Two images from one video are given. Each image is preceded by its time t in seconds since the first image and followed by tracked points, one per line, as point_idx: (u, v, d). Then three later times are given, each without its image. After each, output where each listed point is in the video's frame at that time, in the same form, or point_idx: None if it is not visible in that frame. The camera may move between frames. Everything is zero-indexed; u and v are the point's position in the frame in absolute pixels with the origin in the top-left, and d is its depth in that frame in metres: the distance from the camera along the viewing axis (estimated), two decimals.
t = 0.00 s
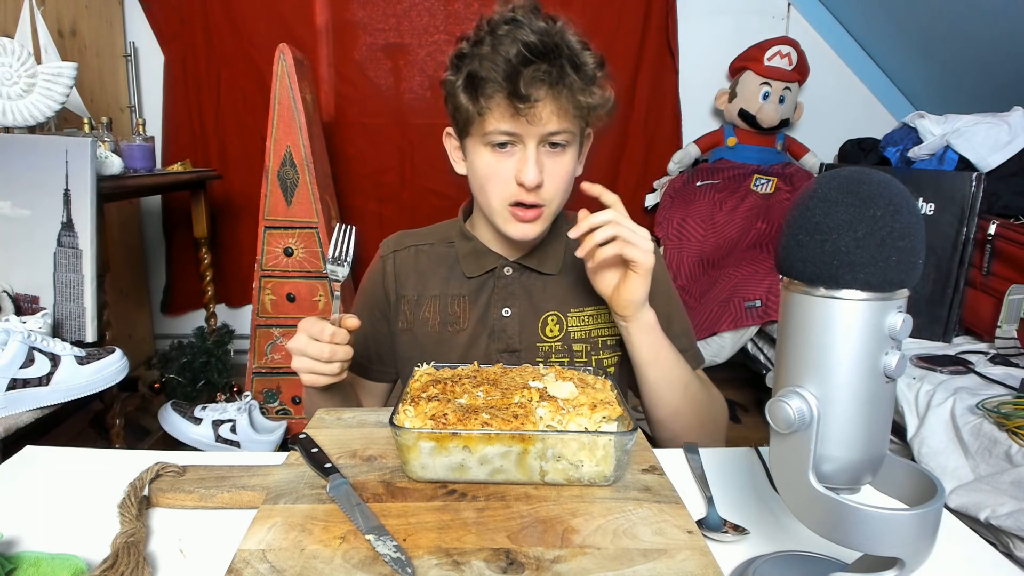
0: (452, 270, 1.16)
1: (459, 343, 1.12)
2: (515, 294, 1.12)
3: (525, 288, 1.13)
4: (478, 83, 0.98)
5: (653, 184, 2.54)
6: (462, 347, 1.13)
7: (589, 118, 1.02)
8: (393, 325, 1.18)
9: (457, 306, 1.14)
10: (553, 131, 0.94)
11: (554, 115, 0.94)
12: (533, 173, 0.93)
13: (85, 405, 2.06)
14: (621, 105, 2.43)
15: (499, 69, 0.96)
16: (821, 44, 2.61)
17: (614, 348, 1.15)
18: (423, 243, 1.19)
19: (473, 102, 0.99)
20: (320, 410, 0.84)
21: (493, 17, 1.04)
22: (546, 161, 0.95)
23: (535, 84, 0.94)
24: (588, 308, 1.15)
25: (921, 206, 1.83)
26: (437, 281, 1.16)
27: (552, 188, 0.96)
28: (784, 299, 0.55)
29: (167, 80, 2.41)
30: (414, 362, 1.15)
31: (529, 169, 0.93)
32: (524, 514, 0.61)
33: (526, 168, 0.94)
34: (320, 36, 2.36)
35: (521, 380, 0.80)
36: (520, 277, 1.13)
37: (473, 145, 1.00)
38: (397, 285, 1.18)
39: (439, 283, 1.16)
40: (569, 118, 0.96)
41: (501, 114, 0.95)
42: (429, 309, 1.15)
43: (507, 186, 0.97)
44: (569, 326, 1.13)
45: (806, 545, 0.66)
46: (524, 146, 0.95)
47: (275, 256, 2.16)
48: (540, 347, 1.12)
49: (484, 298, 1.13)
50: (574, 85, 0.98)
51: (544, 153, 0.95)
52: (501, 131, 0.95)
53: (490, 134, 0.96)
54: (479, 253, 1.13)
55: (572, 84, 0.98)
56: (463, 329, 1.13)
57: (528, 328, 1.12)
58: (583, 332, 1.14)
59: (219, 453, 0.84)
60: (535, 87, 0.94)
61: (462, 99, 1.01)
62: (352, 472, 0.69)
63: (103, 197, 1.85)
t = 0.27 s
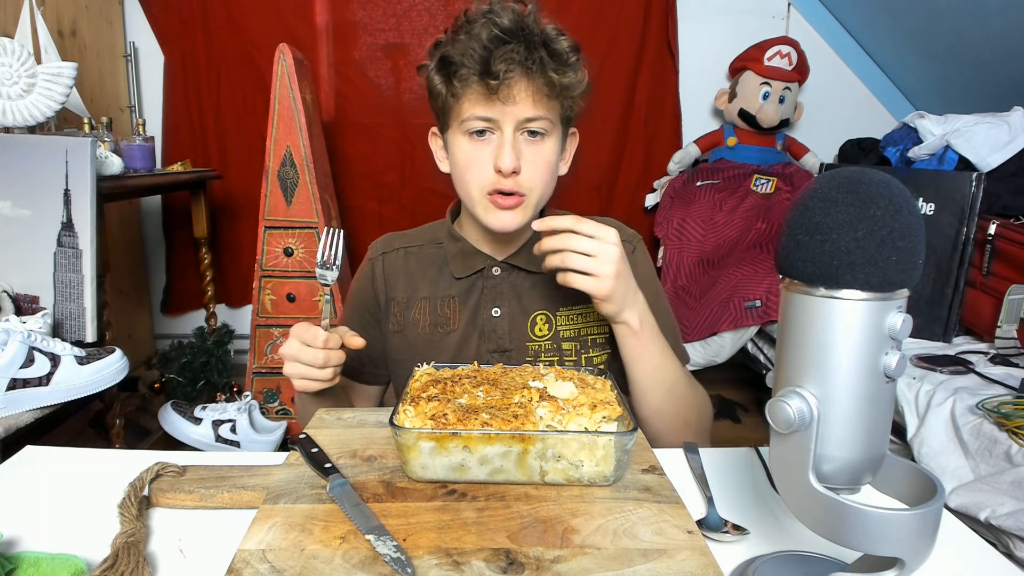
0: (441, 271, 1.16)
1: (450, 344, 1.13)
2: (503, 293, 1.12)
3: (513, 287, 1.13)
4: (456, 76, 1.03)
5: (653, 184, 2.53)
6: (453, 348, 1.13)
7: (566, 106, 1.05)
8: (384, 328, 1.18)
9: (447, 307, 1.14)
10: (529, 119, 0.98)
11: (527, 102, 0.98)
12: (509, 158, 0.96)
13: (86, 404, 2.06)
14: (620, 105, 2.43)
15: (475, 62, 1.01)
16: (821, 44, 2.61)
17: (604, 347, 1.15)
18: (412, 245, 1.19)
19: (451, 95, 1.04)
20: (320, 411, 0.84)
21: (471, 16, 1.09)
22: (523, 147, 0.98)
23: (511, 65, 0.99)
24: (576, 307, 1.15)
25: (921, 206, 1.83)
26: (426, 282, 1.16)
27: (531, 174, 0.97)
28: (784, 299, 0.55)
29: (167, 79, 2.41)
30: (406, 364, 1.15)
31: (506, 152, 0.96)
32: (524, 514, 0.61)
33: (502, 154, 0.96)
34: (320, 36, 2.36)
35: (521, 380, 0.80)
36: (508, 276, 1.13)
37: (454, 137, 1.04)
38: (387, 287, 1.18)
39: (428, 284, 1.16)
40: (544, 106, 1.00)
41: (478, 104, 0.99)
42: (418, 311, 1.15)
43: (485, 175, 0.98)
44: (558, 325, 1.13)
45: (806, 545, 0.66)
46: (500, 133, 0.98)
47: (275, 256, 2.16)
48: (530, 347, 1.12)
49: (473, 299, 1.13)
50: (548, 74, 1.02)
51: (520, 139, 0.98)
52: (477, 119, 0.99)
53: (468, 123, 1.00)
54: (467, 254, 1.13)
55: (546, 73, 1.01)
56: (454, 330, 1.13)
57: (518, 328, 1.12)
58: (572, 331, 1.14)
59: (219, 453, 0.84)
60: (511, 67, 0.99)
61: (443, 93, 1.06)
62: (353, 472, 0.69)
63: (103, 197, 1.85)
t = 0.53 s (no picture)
0: (441, 271, 1.16)
1: (451, 344, 1.13)
2: (504, 294, 1.12)
3: (513, 287, 1.13)
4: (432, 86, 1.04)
5: (653, 183, 2.53)
6: (454, 348, 1.13)
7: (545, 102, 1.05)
8: (384, 328, 1.18)
9: (447, 307, 1.14)
10: (506, 120, 0.98)
11: (501, 105, 0.99)
12: (487, 162, 0.96)
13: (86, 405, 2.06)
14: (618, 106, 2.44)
15: (447, 71, 1.02)
16: (821, 44, 2.61)
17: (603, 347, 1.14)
18: (412, 245, 1.19)
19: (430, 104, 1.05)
20: (320, 410, 0.84)
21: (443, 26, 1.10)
22: (503, 150, 0.98)
23: (480, 69, 0.99)
24: (576, 308, 1.14)
25: (921, 206, 1.83)
26: (426, 283, 1.16)
27: (511, 176, 0.98)
28: (784, 299, 0.55)
29: (167, 80, 2.41)
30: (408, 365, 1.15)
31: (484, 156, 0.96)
32: (524, 514, 0.61)
33: (481, 158, 0.97)
34: (320, 36, 2.36)
35: (521, 380, 0.80)
36: (508, 276, 1.13)
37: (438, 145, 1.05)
38: (387, 288, 1.18)
39: (429, 284, 1.16)
40: (519, 106, 1.00)
41: (454, 111, 1.00)
42: (419, 311, 1.15)
43: (468, 180, 0.99)
44: (559, 325, 1.13)
45: (805, 545, 0.66)
46: (479, 138, 0.99)
47: (275, 256, 2.16)
48: (530, 347, 1.13)
49: (473, 299, 1.13)
50: (519, 72, 1.01)
51: (501, 142, 0.99)
52: (454, 125, 0.99)
53: (446, 130, 1.01)
54: (466, 254, 1.13)
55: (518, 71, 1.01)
56: (455, 330, 1.13)
57: (518, 328, 1.13)
58: (572, 331, 1.14)
59: (219, 453, 0.84)
60: (480, 72, 0.99)
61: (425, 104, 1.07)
62: (353, 472, 0.69)
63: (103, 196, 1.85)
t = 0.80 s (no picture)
0: (448, 271, 1.16)
1: (456, 344, 1.13)
2: (511, 295, 1.12)
3: (520, 288, 1.13)
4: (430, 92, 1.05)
5: (653, 184, 2.53)
6: (459, 348, 1.13)
7: (544, 103, 1.04)
8: (390, 327, 1.18)
9: (454, 307, 1.14)
10: (505, 124, 0.98)
11: (499, 109, 0.99)
12: (487, 166, 0.96)
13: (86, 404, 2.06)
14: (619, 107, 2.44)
15: (444, 77, 1.03)
16: (821, 44, 2.61)
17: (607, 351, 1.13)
18: (419, 244, 1.19)
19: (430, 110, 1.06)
20: (320, 410, 0.84)
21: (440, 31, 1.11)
22: (504, 154, 0.98)
23: (474, 75, 0.99)
24: (584, 312, 1.13)
25: (921, 206, 1.83)
26: (433, 282, 1.16)
27: (511, 179, 0.99)
28: (784, 299, 0.55)
29: (167, 80, 2.41)
30: (412, 364, 1.15)
31: (483, 161, 0.97)
32: (524, 514, 0.61)
33: (481, 162, 0.97)
34: (320, 36, 2.36)
35: (521, 379, 0.80)
36: (516, 277, 1.12)
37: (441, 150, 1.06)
38: (393, 287, 1.18)
39: (435, 284, 1.16)
40: (517, 108, 1.00)
41: (453, 116, 1.00)
42: (425, 311, 1.16)
43: (469, 184, 0.99)
44: (565, 329, 1.13)
45: (805, 546, 0.66)
46: (479, 142, 0.99)
47: (275, 256, 2.16)
48: (536, 350, 1.12)
49: (480, 299, 1.13)
50: (515, 73, 1.01)
51: (501, 146, 0.99)
52: (455, 131, 1.00)
53: (447, 136, 1.02)
54: (475, 254, 1.13)
55: (515, 72, 1.01)
56: (460, 330, 1.13)
57: (525, 329, 1.13)
58: (578, 335, 1.13)
59: (219, 453, 0.84)
60: (475, 78, 0.99)
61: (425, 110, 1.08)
62: (353, 472, 0.69)
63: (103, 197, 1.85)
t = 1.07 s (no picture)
0: (453, 271, 1.16)
1: (461, 344, 1.13)
2: (517, 295, 1.11)
3: (525, 289, 1.12)
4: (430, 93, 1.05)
5: (653, 184, 2.53)
6: (464, 348, 1.13)
7: (543, 100, 1.04)
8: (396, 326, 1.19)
9: (459, 307, 1.14)
10: (506, 122, 0.98)
11: (498, 107, 0.99)
12: (488, 164, 0.96)
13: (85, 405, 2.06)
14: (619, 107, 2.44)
15: (443, 78, 1.03)
16: (821, 44, 2.61)
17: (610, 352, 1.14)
18: (425, 244, 1.20)
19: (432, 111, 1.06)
20: (320, 410, 0.84)
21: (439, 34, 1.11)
22: (505, 152, 0.98)
23: (472, 74, 0.99)
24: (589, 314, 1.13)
25: (921, 206, 1.83)
26: (439, 282, 1.17)
27: (513, 177, 0.99)
28: (784, 299, 0.55)
29: (167, 80, 2.41)
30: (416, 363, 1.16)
31: (483, 159, 0.96)
32: (524, 514, 0.61)
33: (482, 161, 0.97)
34: (319, 36, 2.36)
35: (521, 380, 0.80)
36: (522, 278, 1.12)
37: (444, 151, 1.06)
38: (400, 287, 1.20)
39: (441, 284, 1.16)
40: (516, 106, 1.00)
41: (452, 116, 1.00)
42: (430, 310, 1.16)
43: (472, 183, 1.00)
44: (570, 330, 1.13)
45: (806, 546, 0.66)
46: (480, 141, 0.99)
47: (275, 256, 2.16)
48: (541, 350, 1.12)
49: (486, 299, 1.13)
50: (513, 71, 1.01)
51: (502, 144, 0.99)
52: (456, 130, 1.00)
53: (449, 136, 1.02)
54: (481, 254, 1.13)
55: (513, 69, 1.01)
56: (465, 330, 1.13)
57: (530, 329, 1.12)
58: (583, 336, 1.13)
59: (219, 453, 0.84)
60: (473, 76, 0.99)
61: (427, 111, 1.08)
62: (352, 472, 0.69)
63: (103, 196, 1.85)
